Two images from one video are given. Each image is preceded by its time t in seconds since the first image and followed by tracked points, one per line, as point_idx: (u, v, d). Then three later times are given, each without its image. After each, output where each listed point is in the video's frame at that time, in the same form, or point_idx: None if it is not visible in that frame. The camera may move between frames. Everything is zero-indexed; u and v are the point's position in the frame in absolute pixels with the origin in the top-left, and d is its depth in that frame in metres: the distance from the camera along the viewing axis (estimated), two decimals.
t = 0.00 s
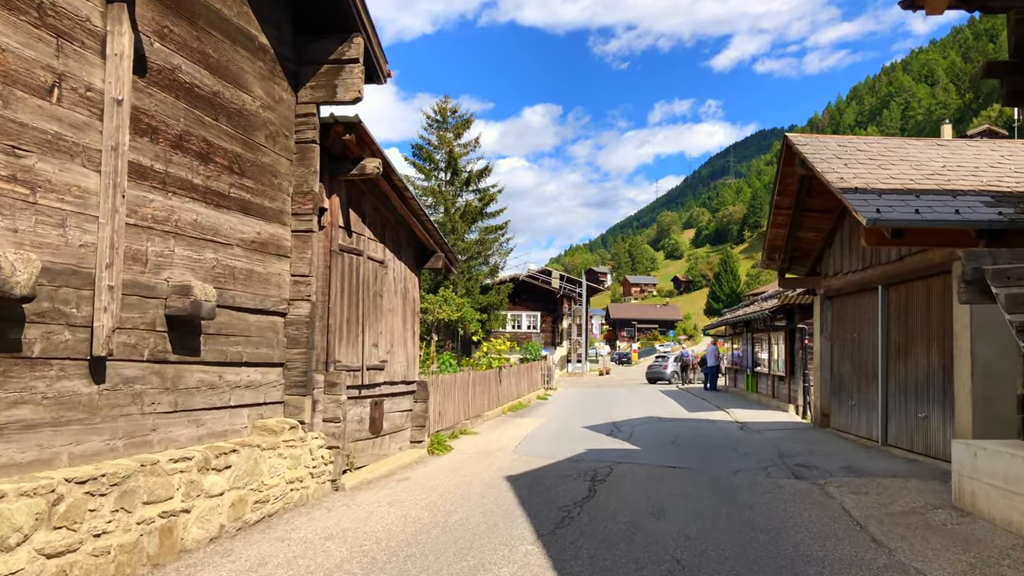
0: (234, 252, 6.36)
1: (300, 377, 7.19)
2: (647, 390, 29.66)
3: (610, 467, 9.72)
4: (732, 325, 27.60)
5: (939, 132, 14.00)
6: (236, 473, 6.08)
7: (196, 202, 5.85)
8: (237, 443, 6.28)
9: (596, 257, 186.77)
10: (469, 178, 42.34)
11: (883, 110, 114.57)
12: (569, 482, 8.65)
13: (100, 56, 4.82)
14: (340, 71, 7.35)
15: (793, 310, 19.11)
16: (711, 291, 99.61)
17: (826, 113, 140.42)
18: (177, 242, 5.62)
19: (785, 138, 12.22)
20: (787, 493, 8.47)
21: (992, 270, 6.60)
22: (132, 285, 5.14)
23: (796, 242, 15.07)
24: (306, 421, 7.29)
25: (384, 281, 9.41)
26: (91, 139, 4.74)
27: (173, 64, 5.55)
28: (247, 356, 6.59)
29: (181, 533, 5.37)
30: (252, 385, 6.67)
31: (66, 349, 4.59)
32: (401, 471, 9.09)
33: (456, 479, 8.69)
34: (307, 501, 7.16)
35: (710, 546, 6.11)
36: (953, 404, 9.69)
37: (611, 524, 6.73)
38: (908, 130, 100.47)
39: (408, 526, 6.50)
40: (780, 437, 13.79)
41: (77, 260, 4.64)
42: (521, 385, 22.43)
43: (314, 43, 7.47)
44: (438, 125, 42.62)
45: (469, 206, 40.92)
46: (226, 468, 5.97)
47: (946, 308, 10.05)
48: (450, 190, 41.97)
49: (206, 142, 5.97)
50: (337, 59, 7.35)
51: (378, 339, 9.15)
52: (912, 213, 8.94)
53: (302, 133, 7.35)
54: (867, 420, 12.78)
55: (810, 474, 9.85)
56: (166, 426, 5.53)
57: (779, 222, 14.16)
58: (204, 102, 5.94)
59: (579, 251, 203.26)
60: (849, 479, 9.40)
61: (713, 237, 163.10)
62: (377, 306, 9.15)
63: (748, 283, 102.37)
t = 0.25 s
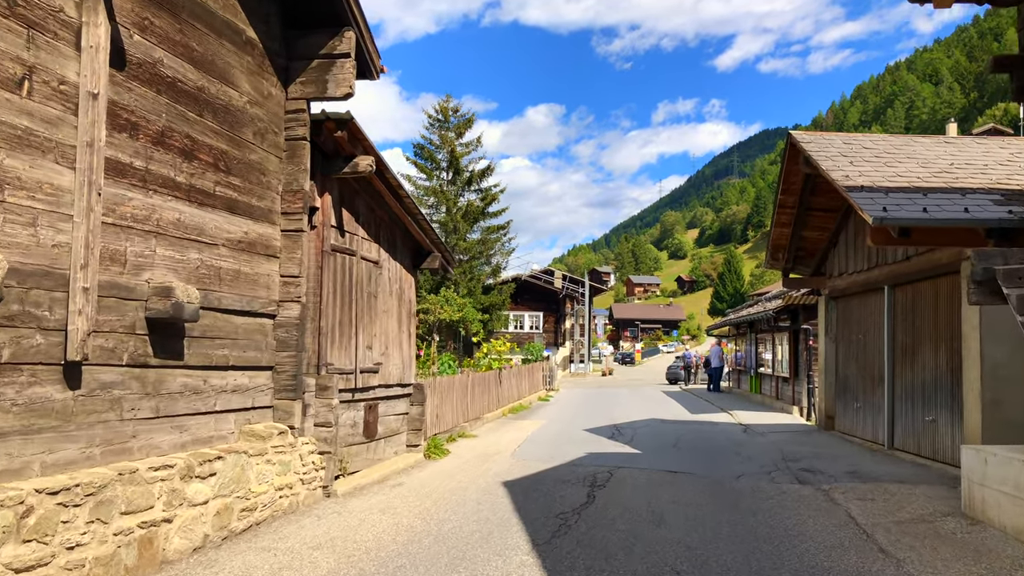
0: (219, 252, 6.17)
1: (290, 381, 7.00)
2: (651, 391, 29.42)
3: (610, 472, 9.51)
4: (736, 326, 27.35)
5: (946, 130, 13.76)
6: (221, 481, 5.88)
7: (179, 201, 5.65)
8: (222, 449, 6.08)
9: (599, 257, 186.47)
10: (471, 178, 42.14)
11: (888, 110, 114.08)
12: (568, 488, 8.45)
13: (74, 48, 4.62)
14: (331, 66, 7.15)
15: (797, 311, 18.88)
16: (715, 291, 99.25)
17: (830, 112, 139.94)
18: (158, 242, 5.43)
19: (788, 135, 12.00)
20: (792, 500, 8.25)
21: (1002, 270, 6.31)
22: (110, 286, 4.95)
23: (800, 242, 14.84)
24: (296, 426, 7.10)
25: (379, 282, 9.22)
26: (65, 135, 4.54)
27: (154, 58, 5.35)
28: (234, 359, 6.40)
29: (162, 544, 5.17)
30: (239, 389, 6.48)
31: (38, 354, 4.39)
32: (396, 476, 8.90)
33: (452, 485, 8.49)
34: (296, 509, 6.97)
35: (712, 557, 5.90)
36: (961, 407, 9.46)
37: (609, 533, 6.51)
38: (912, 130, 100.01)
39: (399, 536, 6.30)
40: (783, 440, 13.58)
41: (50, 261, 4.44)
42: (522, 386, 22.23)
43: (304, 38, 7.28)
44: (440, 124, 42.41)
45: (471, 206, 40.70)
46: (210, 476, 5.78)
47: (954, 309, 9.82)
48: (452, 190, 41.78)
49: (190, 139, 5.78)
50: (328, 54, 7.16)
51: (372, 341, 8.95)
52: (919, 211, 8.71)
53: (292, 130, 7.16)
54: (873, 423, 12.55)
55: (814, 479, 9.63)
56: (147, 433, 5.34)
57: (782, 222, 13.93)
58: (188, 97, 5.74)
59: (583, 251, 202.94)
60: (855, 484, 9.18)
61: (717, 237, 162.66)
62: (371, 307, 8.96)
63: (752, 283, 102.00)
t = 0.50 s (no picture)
0: (213, 250, 6.03)
1: (287, 382, 6.86)
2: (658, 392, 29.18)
3: (615, 474, 9.33)
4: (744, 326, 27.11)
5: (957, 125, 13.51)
6: (214, 484, 5.74)
7: (169, 197, 5.52)
8: (216, 452, 5.94)
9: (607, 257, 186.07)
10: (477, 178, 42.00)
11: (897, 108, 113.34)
12: (572, 490, 8.28)
13: (58, 40, 4.49)
14: (328, 60, 7.01)
15: (806, 310, 18.64)
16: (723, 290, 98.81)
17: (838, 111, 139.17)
18: (148, 240, 5.30)
19: (796, 131, 11.79)
20: (800, 503, 8.06)
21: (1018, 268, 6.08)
22: (96, 285, 4.81)
23: (808, 240, 14.62)
24: (293, 428, 6.95)
25: (379, 281, 9.07)
26: (48, 129, 4.41)
27: (143, 50, 5.22)
28: (229, 360, 6.26)
29: (151, 550, 5.03)
30: (234, 390, 6.34)
31: (20, 354, 4.25)
32: (397, 478, 8.74)
33: (453, 487, 8.34)
34: (293, 512, 6.82)
35: (718, 563, 5.72)
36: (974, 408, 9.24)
37: (613, 538, 6.34)
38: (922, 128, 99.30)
39: (397, 541, 6.14)
40: (792, 441, 13.36)
41: (32, 259, 4.31)
42: (527, 386, 22.05)
43: (301, 31, 7.14)
44: (446, 124, 42.28)
45: (478, 206, 40.54)
46: (203, 479, 5.64)
47: (967, 308, 9.60)
48: (459, 190, 41.65)
49: (181, 134, 5.64)
50: (325, 48, 7.03)
51: (373, 341, 8.80)
52: (931, 208, 8.50)
53: (288, 126, 7.02)
54: (883, 424, 12.33)
55: (823, 481, 9.43)
56: (137, 436, 5.20)
57: (791, 220, 13.72)
58: (179, 92, 5.61)
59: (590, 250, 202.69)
60: (865, 487, 8.98)
61: (724, 237, 162.02)
62: (371, 307, 8.81)
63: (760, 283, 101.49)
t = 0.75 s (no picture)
0: (209, 245, 5.87)
1: (286, 381, 6.70)
2: (668, 391, 28.89)
3: (623, 475, 9.12)
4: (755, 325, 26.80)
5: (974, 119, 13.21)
6: (209, 486, 5.58)
7: (162, 190, 5.35)
8: (211, 452, 5.77)
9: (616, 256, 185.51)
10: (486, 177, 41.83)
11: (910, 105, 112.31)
12: (578, 492, 8.07)
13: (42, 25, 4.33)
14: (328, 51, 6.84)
15: (818, 308, 18.34)
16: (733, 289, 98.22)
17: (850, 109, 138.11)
18: (140, 234, 5.14)
19: (809, 125, 11.54)
20: (815, 505, 7.82)
21: None
22: (84, 280, 4.66)
23: (821, 236, 14.35)
24: (292, 428, 6.78)
25: (382, 278, 8.89)
26: (31, 117, 4.25)
27: (133, 37, 5.05)
28: (225, 358, 6.10)
29: (142, 553, 4.87)
30: (230, 389, 6.18)
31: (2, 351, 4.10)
32: (400, 479, 8.56)
33: (457, 488, 8.15)
34: (293, 514, 6.66)
35: (730, 568, 5.50)
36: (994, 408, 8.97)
37: (620, 542, 6.14)
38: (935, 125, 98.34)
39: (397, 544, 5.95)
40: (804, 441, 13.09)
41: (14, 253, 4.15)
42: (536, 386, 21.85)
43: (300, 21, 6.97)
44: (455, 123, 42.09)
45: (487, 205, 40.35)
46: (197, 480, 5.47)
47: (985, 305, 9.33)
48: (467, 188, 41.48)
49: (175, 124, 5.47)
50: (324, 38, 6.86)
51: (375, 339, 8.63)
52: (949, 201, 8.24)
53: (287, 119, 6.85)
54: (898, 425, 12.05)
55: (837, 483, 9.18)
56: (128, 436, 5.05)
57: (803, 216, 13.45)
58: (173, 81, 5.44)
59: (600, 250, 202.13)
60: (881, 489, 8.72)
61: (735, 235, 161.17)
62: (374, 304, 8.63)
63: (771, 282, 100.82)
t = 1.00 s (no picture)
0: (198, 247, 5.68)
1: (280, 387, 6.52)
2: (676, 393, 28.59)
3: (628, 482, 8.90)
4: (763, 326, 26.49)
5: (988, 116, 12.90)
6: (198, 497, 5.39)
7: (149, 190, 5.16)
8: (201, 462, 5.59)
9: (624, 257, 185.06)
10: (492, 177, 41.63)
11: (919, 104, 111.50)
12: (582, 501, 7.85)
13: (17, 17, 4.14)
14: (323, 47, 6.64)
15: (828, 310, 18.06)
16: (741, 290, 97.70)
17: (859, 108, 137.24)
18: (125, 235, 4.95)
19: (818, 123, 11.29)
20: (827, 515, 7.57)
21: None
22: (65, 285, 4.47)
23: (831, 236, 14.08)
24: (287, 435, 6.60)
25: (382, 280, 8.70)
26: (6, 114, 4.06)
27: (117, 31, 4.86)
28: (216, 364, 5.91)
29: (127, 569, 4.68)
30: (222, 395, 6.00)
31: None
32: (400, 487, 8.36)
33: (458, 496, 7.95)
34: (287, 524, 6.47)
35: None
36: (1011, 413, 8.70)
37: (624, 554, 5.92)
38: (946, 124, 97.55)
39: (393, 557, 5.74)
40: (814, 446, 12.84)
41: None
42: (542, 388, 21.63)
43: (294, 17, 6.78)
44: (460, 123, 41.90)
45: (493, 205, 40.16)
46: (186, 491, 5.29)
47: (1001, 307, 9.07)
48: (474, 189, 41.29)
49: (162, 122, 5.28)
50: (319, 33, 6.67)
51: (375, 343, 8.44)
52: (965, 200, 7.97)
53: (281, 117, 6.67)
54: (910, 430, 11.78)
55: (849, 490, 8.93)
56: (113, 446, 4.85)
57: (812, 216, 13.20)
58: (160, 78, 5.26)
59: (607, 250, 201.68)
60: (894, 497, 8.47)
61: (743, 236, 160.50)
62: (373, 307, 8.45)
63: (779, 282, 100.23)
